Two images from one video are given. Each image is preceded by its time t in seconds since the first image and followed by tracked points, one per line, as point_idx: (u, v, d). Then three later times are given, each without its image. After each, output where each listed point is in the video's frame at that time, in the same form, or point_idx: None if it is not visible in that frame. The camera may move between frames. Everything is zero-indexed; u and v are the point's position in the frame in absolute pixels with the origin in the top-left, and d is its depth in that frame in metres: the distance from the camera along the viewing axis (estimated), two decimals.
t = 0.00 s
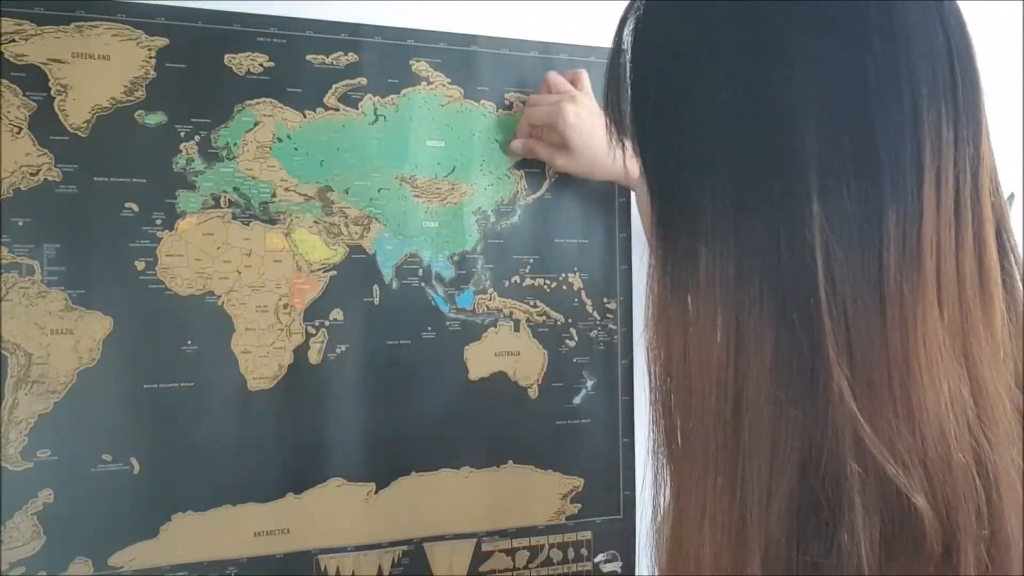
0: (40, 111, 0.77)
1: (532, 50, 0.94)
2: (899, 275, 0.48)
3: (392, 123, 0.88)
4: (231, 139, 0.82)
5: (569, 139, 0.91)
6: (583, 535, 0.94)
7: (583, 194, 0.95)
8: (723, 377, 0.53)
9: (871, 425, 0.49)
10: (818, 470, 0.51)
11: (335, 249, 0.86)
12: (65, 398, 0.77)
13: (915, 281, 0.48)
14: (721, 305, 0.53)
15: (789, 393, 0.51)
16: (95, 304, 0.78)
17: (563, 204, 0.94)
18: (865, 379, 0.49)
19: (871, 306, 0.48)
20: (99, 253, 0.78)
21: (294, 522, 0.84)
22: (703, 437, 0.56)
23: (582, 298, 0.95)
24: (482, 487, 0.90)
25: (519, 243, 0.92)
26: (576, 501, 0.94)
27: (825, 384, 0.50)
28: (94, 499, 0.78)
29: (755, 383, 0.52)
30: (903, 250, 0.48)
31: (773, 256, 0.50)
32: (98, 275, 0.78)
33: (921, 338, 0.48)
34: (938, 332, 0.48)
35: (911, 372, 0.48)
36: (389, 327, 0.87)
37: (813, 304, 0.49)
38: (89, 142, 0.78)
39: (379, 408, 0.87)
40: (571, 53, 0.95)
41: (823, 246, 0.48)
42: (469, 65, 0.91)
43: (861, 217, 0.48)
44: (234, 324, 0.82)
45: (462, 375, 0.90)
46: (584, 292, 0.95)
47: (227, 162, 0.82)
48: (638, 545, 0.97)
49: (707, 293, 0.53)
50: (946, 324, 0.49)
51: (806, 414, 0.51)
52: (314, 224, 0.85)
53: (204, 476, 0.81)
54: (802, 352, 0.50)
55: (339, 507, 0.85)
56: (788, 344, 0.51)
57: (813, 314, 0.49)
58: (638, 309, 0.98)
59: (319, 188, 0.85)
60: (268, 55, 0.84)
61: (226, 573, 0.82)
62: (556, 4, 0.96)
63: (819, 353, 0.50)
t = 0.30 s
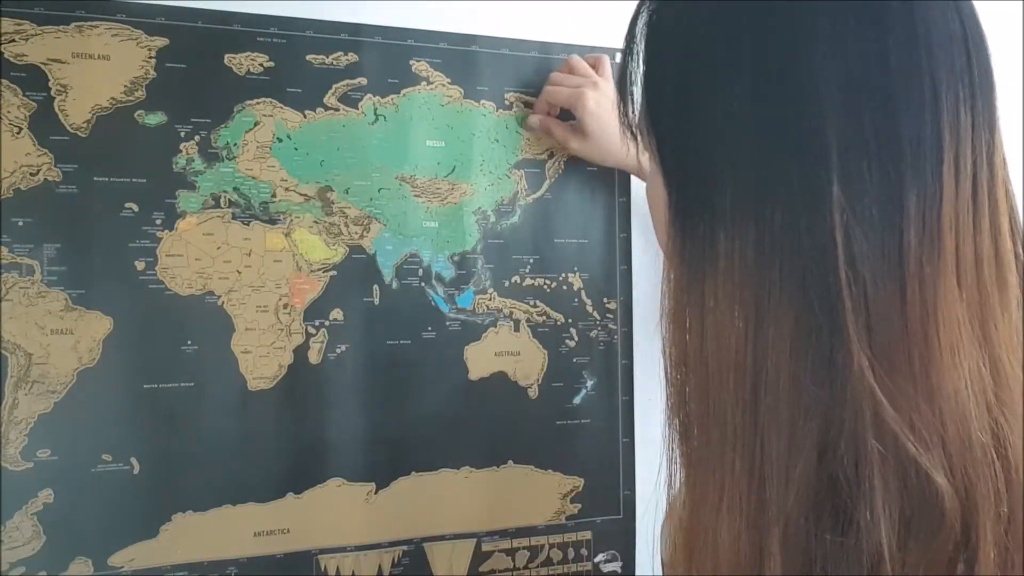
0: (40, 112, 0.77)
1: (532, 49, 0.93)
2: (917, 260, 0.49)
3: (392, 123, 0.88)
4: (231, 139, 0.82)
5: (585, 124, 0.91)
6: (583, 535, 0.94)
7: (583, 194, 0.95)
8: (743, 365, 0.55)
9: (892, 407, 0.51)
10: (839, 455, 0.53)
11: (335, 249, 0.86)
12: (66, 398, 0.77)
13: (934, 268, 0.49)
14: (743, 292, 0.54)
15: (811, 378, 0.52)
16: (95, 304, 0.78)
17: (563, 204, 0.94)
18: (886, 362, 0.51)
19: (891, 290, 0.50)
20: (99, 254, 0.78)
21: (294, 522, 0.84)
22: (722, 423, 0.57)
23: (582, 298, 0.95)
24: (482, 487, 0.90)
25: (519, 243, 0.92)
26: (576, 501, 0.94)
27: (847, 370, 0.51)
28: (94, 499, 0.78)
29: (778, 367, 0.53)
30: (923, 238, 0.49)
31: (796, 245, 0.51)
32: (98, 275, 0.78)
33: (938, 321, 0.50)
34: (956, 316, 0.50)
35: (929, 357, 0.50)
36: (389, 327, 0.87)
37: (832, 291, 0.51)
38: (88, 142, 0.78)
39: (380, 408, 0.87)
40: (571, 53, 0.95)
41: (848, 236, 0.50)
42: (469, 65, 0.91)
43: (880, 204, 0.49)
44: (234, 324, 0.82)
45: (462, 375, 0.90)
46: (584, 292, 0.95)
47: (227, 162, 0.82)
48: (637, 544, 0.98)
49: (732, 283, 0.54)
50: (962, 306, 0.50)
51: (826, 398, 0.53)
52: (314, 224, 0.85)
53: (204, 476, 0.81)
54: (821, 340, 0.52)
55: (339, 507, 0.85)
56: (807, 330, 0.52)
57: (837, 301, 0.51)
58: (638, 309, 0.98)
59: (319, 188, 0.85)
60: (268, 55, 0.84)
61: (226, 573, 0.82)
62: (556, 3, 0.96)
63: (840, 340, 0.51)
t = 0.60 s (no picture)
0: (41, 112, 0.77)
1: (532, 50, 0.94)
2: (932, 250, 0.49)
3: (393, 123, 0.88)
4: (231, 139, 0.82)
5: (586, 138, 0.91)
6: (583, 535, 0.94)
7: (583, 195, 0.95)
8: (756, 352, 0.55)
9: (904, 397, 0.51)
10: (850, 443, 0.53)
11: (335, 249, 0.86)
12: (67, 397, 0.77)
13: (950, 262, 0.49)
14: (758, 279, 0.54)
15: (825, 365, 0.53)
16: (95, 304, 0.78)
17: (563, 204, 0.94)
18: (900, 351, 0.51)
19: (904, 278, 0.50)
20: (99, 253, 0.78)
21: (294, 522, 0.84)
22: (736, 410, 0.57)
23: (582, 298, 0.95)
24: (482, 487, 0.90)
25: (519, 243, 0.92)
26: (576, 501, 0.94)
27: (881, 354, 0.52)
28: (94, 499, 0.78)
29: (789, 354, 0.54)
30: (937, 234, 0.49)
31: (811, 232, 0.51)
32: (98, 275, 0.78)
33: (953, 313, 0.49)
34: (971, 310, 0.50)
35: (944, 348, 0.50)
36: (389, 327, 0.87)
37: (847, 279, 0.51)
38: (88, 142, 0.78)
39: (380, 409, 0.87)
40: (571, 53, 0.95)
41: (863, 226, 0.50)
42: (469, 65, 0.91)
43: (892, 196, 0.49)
44: (234, 324, 0.82)
45: (462, 375, 0.90)
46: (584, 292, 0.95)
47: (227, 162, 0.82)
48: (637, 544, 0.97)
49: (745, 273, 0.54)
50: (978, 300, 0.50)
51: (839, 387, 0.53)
52: (314, 224, 0.85)
53: (204, 476, 0.81)
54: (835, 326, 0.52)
55: (339, 506, 0.85)
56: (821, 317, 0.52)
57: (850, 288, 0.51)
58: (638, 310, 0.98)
59: (319, 188, 0.85)
60: (268, 56, 0.84)
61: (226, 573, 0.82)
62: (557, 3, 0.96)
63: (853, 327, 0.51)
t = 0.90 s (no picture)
0: (40, 111, 0.77)
1: (532, 49, 0.93)
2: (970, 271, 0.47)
3: (393, 123, 0.88)
4: (230, 139, 0.82)
5: (587, 139, 0.91)
6: (583, 535, 0.94)
7: (583, 194, 0.95)
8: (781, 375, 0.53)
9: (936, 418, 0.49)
10: (878, 467, 0.51)
11: (334, 249, 0.85)
12: (66, 398, 0.77)
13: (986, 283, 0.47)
14: (784, 297, 0.51)
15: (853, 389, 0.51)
16: (95, 304, 0.78)
17: (563, 204, 0.94)
18: (936, 374, 0.48)
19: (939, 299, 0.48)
20: (98, 253, 0.78)
21: (293, 522, 0.83)
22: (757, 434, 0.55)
23: (582, 298, 0.94)
24: (482, 487, 0.90)
25: (519, 243, 0.92)
26: (576, 501, 0.94)
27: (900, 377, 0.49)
28: (94, 500, 0.78)
29: (817, 377, 0.51)
30: (974, 257, 0.47)
31: (842, 248, 0.49)
32: (97, 275, 0.78)
33: (990, 335, 0.47)
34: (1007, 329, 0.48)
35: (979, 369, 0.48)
36: (389, 327, 0.87)
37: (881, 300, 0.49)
38: (88, 142, 0.78)
39: (380, 409, 0.86)
40: (571, 53, 0.95)
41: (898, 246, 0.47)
42: (469, 64, 0.91)
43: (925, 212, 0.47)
44: (234, 324, 0.82)
45: (462, 375, 0.90)
46: (584, 292, 0.95)
47: (226, 162, 0.82)
48: (637, 545, 0.97)
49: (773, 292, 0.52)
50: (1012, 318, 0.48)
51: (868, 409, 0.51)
52: (313, 224, 0.85)
53: (203, 477, 0.81)
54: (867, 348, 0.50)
55: (339, 507, 0.85)
56: (851, 338, 0.50)
57: (882, 309, 0.49)
58: (638, 310, 0.98)
59: (318, 188, 0.85)
60: (268, 55, 0.83)
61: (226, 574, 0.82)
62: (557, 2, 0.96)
63: (886, 350, 0.49)
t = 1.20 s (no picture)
0: (40, 111, 0.77)
1: (532, 49, 0.93)
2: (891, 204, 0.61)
3: (392, 123, 0.88)
4: (230, 139, 0.82)
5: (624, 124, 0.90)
6: (583, 535, 0.94)
7: (584, 194, 0.95)
8: (771, 344, 0.53)
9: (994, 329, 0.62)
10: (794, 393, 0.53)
11: (334, 249, 0.85)
12: (66, 398, 0.77)
13: (917, 213, 0.62)
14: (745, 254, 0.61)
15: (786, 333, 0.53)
16: (95, 304, 0.78)
17: (563, 204, 0.94)
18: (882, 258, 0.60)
19: (874, 213, 0.60)
20: (98, 254, 0.78)
21: (293, 522, 0.83)
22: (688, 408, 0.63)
23: (582, 298, 0.95)
24: (482, 487, 0.90)
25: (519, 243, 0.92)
26: (576, 501, 0.94)
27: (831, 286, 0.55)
28: (93, 499, 0.78)
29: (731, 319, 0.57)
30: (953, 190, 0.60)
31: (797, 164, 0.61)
32: (97, 275, 0.78)
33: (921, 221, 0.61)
34: None
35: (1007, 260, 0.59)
36: (389, 327, 0.87)
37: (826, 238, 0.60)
38: (88, 142, 0.78)
39: (380, 408, 0.86)
40: (572, 52, 0.95)
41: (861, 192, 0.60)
42: (469, 65, 0.91)
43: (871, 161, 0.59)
44: (234, 324, 0.82)
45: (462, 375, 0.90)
46: (584, 292, 0.95)
47: (226, 162, 0.82)
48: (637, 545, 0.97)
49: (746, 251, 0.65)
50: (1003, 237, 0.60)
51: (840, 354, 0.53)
52: (313, 224, 0.85)
53: (203, 476, 0.81)
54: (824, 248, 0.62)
55: (339, 507, 0.85)
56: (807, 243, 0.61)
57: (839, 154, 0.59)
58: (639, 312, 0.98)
59: (318, 188, 0.85)
60: (267, 55, 0.83)
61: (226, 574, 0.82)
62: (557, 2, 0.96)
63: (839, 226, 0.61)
